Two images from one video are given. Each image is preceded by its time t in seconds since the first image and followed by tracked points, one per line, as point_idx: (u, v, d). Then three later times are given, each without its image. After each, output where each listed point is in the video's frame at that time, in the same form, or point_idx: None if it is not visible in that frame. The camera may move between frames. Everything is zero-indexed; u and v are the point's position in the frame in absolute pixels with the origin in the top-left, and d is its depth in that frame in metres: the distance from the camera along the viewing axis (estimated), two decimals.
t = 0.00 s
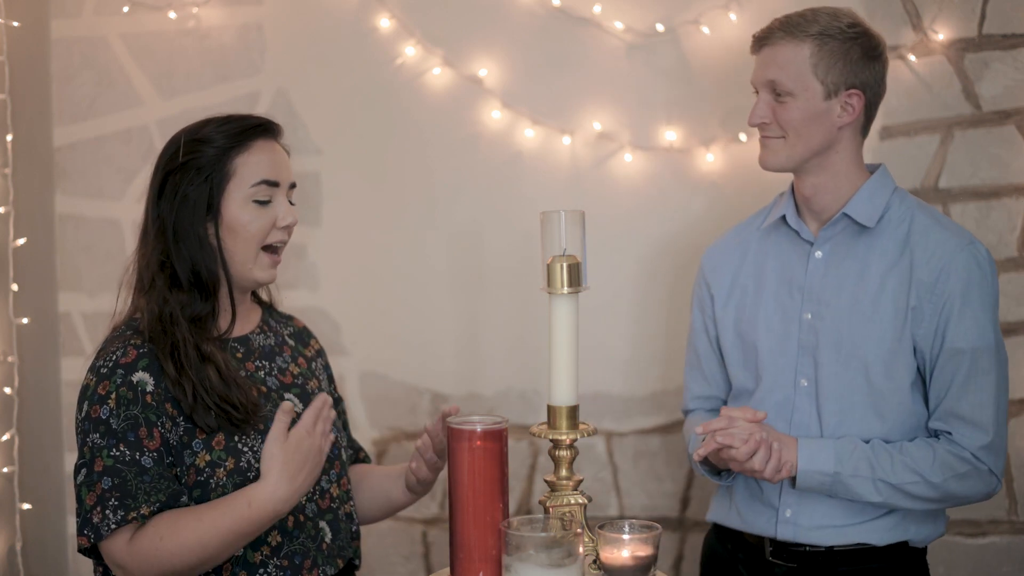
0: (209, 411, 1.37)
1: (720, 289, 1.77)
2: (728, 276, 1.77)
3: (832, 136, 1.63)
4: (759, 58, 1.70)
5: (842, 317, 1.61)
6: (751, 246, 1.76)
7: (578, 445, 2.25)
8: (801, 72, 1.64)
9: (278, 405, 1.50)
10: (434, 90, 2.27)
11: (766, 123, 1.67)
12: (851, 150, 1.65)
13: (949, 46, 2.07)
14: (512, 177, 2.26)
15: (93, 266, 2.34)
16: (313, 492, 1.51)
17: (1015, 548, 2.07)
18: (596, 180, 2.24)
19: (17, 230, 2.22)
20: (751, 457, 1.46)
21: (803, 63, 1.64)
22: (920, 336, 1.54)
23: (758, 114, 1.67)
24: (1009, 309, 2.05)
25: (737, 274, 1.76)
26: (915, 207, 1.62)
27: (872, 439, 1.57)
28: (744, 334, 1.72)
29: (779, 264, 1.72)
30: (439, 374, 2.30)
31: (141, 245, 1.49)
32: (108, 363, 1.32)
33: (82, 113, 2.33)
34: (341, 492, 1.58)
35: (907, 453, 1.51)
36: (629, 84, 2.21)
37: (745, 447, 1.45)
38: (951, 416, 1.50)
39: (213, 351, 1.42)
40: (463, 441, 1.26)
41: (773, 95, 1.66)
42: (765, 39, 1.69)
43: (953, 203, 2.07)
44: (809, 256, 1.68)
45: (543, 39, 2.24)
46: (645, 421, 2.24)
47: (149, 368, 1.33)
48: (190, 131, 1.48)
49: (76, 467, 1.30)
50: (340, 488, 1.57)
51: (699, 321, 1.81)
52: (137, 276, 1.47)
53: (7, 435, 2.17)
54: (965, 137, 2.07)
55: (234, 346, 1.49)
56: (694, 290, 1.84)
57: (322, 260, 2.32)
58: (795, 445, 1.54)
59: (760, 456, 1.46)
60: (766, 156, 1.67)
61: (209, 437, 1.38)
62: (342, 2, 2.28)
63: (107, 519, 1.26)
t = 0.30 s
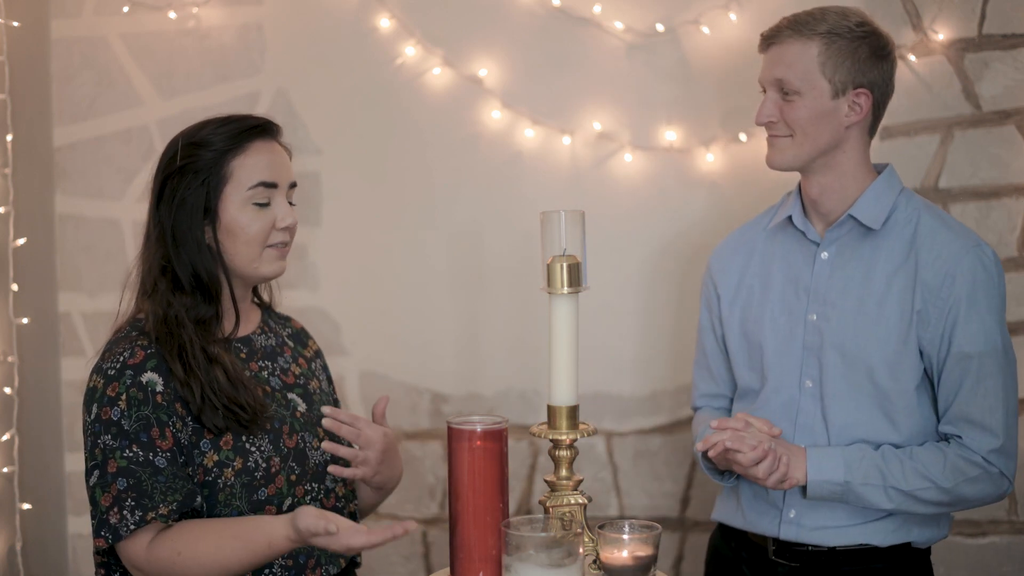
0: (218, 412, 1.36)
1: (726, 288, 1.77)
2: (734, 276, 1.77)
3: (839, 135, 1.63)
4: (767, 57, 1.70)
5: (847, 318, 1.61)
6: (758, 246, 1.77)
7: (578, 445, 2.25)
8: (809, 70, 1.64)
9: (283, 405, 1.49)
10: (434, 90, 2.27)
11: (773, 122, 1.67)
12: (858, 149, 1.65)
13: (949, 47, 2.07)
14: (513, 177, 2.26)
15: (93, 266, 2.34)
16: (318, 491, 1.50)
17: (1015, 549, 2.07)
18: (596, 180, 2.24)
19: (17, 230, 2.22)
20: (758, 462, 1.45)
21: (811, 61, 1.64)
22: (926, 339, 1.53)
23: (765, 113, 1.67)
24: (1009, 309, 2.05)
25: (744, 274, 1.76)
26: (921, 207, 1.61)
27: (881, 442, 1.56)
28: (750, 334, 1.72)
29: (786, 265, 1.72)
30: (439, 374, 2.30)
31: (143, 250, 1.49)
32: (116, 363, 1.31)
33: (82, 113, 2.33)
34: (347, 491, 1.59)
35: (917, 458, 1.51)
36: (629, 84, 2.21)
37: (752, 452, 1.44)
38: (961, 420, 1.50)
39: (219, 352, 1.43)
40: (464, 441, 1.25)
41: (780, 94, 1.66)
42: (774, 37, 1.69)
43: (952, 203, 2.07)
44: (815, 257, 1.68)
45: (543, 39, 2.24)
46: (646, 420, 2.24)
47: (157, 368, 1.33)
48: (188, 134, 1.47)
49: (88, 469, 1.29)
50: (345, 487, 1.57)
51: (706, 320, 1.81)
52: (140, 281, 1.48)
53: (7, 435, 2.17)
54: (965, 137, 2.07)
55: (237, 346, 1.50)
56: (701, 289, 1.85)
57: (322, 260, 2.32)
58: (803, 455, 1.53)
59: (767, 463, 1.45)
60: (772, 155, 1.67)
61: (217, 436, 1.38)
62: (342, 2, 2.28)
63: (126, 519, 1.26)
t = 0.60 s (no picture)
0: (227, 411, 1.36)
1: (712, 288, 1.77)
2: (720, 275, 1.77)
3: (828, 135, 1.63)
4: (757, 57, 1.70)
5: (834, 318, 1.61)
6: (744, 245, 1.77)
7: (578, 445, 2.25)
8: (798, 70, 1.64)
9: (286, 405, 1.49)
10: (434, 91, 2.27)
11: (762, 121, 1.67)
12: (846, 149, 1.65)
13: (949, 47, 2.07)
14: (512, 177, 2.26)
15: (93, 266, 2.34)
16: (322, 491, 1.50)
17: (1015, 549, 2.07)
18: (596, 180, 2.24)
19: (17, 230, 2.22)
20: (751, 477, 1.44)
21: (801, 62, 1.64)
22: (916, 339, 1.54)
23: (755, 113, 1.67)
24: (1009, 309, 2.05)
25: (729, 274, 1.76)
26: (909, 208, 1.62)
27: (868, 442, 1.56)
28: (735, 333, 1.72)
29: (772, 264, 1.72)
30: (440, 374, 2.30)
31: (142, 248, 1.48)
32: (123, 366, 1.30)
33: (82, 113, 2.33)
34: (347, 491, 1.58)
35: (915, 458, 1.50)
36: (630, 84, 2.21)
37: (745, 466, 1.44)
38: (954, 420, 1.50)
39: (225, 350, 1.43)
40: (464, 441, 1.25)
41: (770, 94, 1.66)
42: (762, 37, 1.69)
43: (952, 203, 2.07)
44: (803, 256, 1.68)
45: (543, 39, 2.24)
46: (645, 420, 2.24)
47: (166, 370, 1.33)
48: (190, 131, 1.47)
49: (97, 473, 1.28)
50: (345, 486, 1.57)
51: (689, 320, 1.81)
52: (141, 278, 1.47)
53: (7, 435, 2.17)
54: (965, 137, 2.06)
55: (240, 346, 1.49)
56: (685, 289, 1.84)
57: (322, 260, 2.32)
58: (802, 462, 1.52)
59: (762, 477, 1.44)
60: (762, 155, 1.67)
61: (226, 437, 1.37)
62: (342, 2, 2.28)
63: (132, 524, 1.26)
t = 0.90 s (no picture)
0: (237, 407, 1.36)
1: (689, 290, 1.77)
2: (697, 278, 1.77)
3: (804, 136, 1.63)
4: (726, 64, 1.70)
5: (815, 318, 1.61)
6: (720, 247, 1.76)
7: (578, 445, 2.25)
8: (770, 75, 1.64)
9: (291, 403, 1.50)
10: (434, 90, 2.27)
11: (737, 127, 1.67)
12: (820, 150, 1.66)
13: (949, 46, 2.07)
14: (511, 177, 2.26)
15: (93, 266, 2.34)
16: (328, 488, 1.50)
17: (1015, 549, 2.07)
18: (596, 180, 2.24)
19: (17, 230, 2.22)
20: (745, 479, 1.43)
21: (772, 65, 1.64)
22: (898, 337, 1.54)
23: (729, 119, 1.67)
24: (1009, 309, 2.05)
25: (707, 275, 1.76)
26: (886, 207, 1.63)
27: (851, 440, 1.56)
28: (714, 335, 1.71)
29: (750, 266, 1.71)
30: (440, 373, 2.30)
31: (147, 247, 1.48)
32: (137, 363, 1.30)
33: (82, 113, 2.33)
34: (350, 488, 1.58)
35: (903, 453, 1.50)
36: (630, 84, 2.21)
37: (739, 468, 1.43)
38: (938, 416, 1.51)
39: (233, 347, 1.43)
40: (464, 441, 1.25)
41: (743, 99, 1.67)
42: (731, 44, 1.69)
43: (953, 203, 2.07)
44: (781, 257, 1.68)
45: (543, 39, 2.24)
46: (645, 420, 2.24)
47: (178, 367, 1.33)
48: (198, 131, 1.47)
49: (111, 470, 1.27)
50: (349, 483, 1.57)
51: (665, 323, 1.80)
52: (146, 273, 1.46)
53: (6, 435, 2.18)
54: (965, 137, 2.06)
55: (244, 346, 1.50)
56: (661, 291, 1.83)
57: (322, 260, 2.32)
58: (793, 459, 1.52)
59: (756, 480, 1.44)
60: (740, 160, 1.67)
61: (236, 435, 1.38)
62: (342, 3, 2.28)
63: (148, 521, 1.25)
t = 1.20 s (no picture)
0: (243, 406, 1.36)
1: (675, 293, 1.76)
2: (682, 280, 1.76)
3: (780, 134, 1.65)
4: (702, 65, 1.72)
5: (801, 317, 1.61)
6: (705, 250, 1.76)
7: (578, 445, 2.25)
8: (744, 74, 1.66)
9: (295, 403, 1.50)
10: (434, 91, 2.27)
11: (714, 128, 1.68)
12: (799, 147, 1.67)
13: (949, 46, 2.07)
14: (511, 177, 2.26)
15: (93, 266, 2.34)
16: (332, 485, 1.50)
17: (1015, 548, 2.07)
18: (596, 180, 2.24)
19: (17, 230, 2.22)
20: (737, 482, 1.43)
21: (745, 65, 1.66)
22: (884, 333, 1.54)
23: (706, 120, 1.69)
24: (1009, 309, 2.05)
25: (692, 278, 1.76)
26: (868, 204, 1.63)
27: (840, 437, 1.56)
28: (701, 337, 1.71)
29: (735, 267, 1.72)
30: (440, 373, 2.30)
31: (158, 250, 1.47)
32: (141, 363, 1.30)
33: (82, 113, 2.33)
34: (354, 486, 1.58)
35: (893, 448, 1.50)
36: (630, 84, 2.21)
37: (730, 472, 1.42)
38: (927, 410, 1.51)
39: (239, 348, 1.43)
40: (464, 441, 1.25)
41: (719, 100, 1.68)
42: (704, 46, 1.71)
43: (953, 203, 2.07)
44: (766, 257, 1.68)
45: (543, 39, 2.24)
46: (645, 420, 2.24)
47: (183, 368, 1.33)
48: (209, 134, 1.47)
49: (114, 470, 1.28)
50: (353, 481, 1.57)
51: (652, 327, 1.80)
52: (157, 276, 1.45)
53: (7, 435, 2.18)
54: (965, 137, 2.06)
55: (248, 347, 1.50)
56: (646, 295, 1.83)
57: (322, 260, 2.32)
58: (785, 459, 1.51)
59: (748, 481, 1.43)
60: (719, 162, 1.68)
61: (242, 433, 1.38)
62: (342, 2, 2.28)
63: (150, 521, 1.25)
